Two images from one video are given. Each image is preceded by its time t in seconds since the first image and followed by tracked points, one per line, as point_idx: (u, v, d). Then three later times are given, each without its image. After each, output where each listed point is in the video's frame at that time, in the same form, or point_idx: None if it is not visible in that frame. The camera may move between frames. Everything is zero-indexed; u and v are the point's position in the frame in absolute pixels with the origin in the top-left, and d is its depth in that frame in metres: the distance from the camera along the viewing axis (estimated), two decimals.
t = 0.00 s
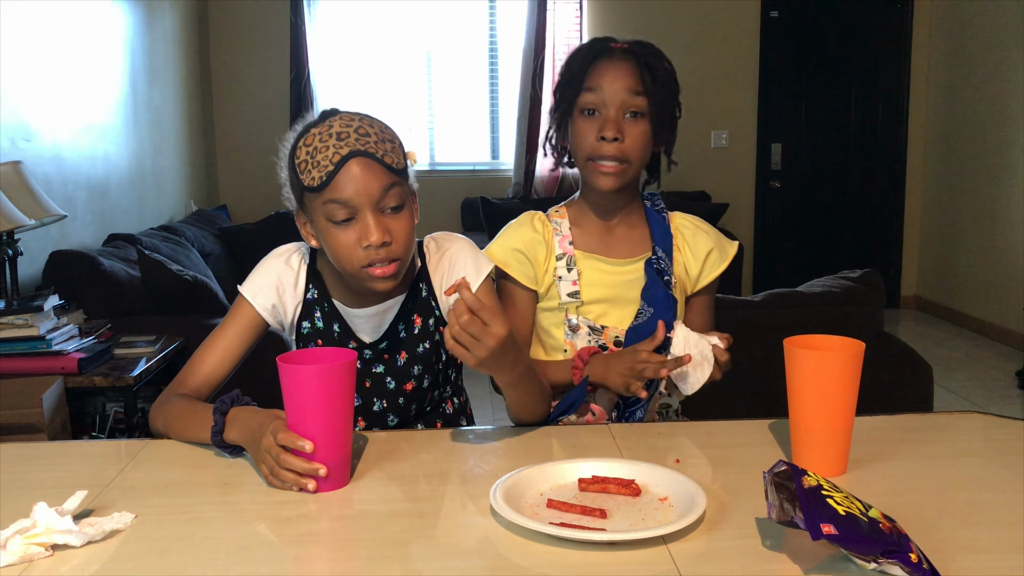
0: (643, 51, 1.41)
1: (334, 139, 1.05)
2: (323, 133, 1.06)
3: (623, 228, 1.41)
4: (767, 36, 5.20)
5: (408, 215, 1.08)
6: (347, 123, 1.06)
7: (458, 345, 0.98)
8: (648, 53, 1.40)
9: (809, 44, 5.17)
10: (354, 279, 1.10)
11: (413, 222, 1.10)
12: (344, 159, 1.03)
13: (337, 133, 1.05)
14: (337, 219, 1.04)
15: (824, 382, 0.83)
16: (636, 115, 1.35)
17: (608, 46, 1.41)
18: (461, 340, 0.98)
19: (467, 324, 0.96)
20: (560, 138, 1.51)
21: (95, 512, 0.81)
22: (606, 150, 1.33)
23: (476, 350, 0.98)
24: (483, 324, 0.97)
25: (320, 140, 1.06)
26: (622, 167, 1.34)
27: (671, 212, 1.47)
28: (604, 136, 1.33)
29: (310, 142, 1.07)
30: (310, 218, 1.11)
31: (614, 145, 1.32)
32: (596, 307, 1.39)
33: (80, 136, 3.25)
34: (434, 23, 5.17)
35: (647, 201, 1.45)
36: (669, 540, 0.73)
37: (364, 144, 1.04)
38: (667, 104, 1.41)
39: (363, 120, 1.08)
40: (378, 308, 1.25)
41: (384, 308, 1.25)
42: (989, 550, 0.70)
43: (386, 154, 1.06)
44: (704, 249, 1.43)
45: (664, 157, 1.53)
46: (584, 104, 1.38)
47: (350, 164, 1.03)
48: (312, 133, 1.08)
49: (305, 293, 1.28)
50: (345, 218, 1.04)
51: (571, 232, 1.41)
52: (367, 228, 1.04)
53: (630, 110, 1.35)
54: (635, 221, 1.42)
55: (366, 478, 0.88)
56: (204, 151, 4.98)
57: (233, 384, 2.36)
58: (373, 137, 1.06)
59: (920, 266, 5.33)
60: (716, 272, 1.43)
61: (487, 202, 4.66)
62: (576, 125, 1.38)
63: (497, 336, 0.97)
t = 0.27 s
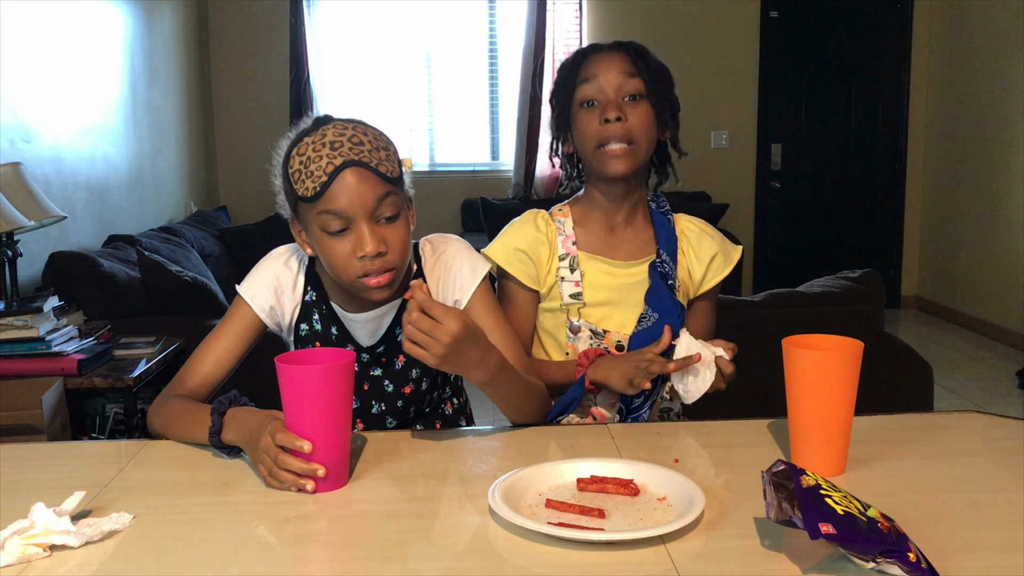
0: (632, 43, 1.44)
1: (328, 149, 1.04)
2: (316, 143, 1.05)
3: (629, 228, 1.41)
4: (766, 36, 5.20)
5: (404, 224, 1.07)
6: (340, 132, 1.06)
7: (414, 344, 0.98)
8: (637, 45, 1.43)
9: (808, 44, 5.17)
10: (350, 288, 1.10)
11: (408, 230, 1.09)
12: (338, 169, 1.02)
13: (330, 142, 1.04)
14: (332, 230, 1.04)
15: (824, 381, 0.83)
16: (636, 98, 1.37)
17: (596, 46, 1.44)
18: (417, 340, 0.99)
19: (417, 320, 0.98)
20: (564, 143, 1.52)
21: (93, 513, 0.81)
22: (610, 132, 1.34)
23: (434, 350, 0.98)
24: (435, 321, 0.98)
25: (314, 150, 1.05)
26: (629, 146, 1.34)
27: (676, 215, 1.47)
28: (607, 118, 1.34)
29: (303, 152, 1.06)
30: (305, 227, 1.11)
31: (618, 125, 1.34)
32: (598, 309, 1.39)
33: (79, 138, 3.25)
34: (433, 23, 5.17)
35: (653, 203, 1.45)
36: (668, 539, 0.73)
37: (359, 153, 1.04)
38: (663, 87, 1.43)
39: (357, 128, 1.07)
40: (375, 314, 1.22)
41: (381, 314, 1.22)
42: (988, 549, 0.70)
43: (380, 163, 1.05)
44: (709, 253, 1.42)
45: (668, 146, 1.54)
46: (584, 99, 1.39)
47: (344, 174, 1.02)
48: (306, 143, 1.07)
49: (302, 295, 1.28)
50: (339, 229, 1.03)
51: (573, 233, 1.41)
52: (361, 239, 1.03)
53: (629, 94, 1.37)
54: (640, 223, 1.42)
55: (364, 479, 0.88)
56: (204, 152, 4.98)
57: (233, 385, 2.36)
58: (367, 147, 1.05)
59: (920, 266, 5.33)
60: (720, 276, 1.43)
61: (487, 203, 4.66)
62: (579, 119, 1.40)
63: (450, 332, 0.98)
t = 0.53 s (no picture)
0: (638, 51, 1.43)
1: (326, 154, 1.03)
2: (315, 149, 1.05)
3: (623, 231, 1.41)
4: (766, 36, 5.20)
5: (403, 229, 1.07)
6: (338, 137, 1.05)
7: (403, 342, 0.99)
8: (642, 50, 1.42)
9: (808, 43, 5.17)
10: (350, 293, 1.10)
11: (407, 235, 1.08)
12: (337, 176, 1.01)
13: (328, 147, 1.04)
14: (331, 236, 1.03)
15: (823, 380, 0.83)
16: (639, 109, 1.36)
17: (601, 46, 1.43)
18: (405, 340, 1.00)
19: (401, 318, 0.99)
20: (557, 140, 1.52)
21: (92, 512, 0.81)
22: (611, 141, 1.33)
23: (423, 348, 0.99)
24: (419, 318, 0.99)
25: (312, 155, 1.04)
26: (627, 156, 1.33)
27: (672, 212, 1.46)
28: (609, 128, 1.33)
29: (301, 157, 1.06)
30: (304, 232, 1.10)
31: (619, 136, 1.33)
32: (593, 311, 1.39)
33: (79, 138, 3.25)
34: (433, 23, 5.17)
35: (648, 201, 1.45)
36: (668, 539, 0.73)
37: (357, 159, 1.03)
38: (665, 97, 1.42)
39: (355, 133, 1.06)
40: (373, 316, 1.21)
41: (378, 317, 1.21)
42: (988, 548, 0.70)
43: (379, 169, 1.04)
44: (705, 250, 1.42)
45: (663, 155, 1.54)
46: (585, 102, 1.38)
47: (343, 181, 1.01)
48: (304, 147, 1.06)
49: (302, 296, 1.27)
50: (338, 235, 1.03)
51: (567, 234, 1.41)
52: (360, 245, 1.03)
53: (633, 104, 1.36)
54: (634, 222, 1.42)
55: (364, 478, 0.88)
56: (204, 152, 4.99)
57: (233, 385, 2.36)
58: (366, 152, 1.04)
59: (919, 266, 5.33)
60: (716, 274, 1.43)
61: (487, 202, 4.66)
62: (578, 123, 1.39)
63: (434, 329, 0.98)
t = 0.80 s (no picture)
0: (652, 53, 1.43)
1: (317, 160, 1.02)
2: (306, 154, 1.03)
3: (613, 224, 1.42)
4: (765, 36, 5.20)
5: (399, 228, 1.07)
6: (329, 142, 1.03)
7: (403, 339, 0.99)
8: (655, 54, 1.42)
9: (807, 43, 5.17)
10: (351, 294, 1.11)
11: (404, 233, 1.09)
12: (329, 181, 1.01)
13: (320, 153, 1.03)
14: (328, 241, 1.03)
15: (821, 380, 0.83)
16: (641, 110, 1.36)
17: (617, 41, 1.42)
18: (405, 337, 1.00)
19: (401, 317, 0.99)
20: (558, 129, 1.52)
21: (91, 511, 0.81)
22: (606, 135, 1.34)
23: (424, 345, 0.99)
24: (418, 316, 0.99)
25: (303, 162, 1.03)
26: (620, 153, 1.34)
27: (663, 209, 1.48)
28: (608, 122, 1.33)
29: (293, 164, 1.04)
30: (301, 237, 1.10)
31: (616, 132, 1.33)
32: (589, 307, 1.38)
33: (78, 138, 3.25)
34: (432, 23, 5.17)
35: (640, 200, 1.47)
36: (666, 538, 0.73)
37: (349, 163, 1.02)
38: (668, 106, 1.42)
39: (345, 136, 1.05)
40: (375, 316, 1.21)
41: (381, 317, 1.21)
42: (985, 547, 0.70)
43: (371, 171, 1.03)
44: (697, 243, 1.43)
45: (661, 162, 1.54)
46: (590, 93, 1.38)
47: (336, 187, 1.01)
48: (295, 153, 1.05)
49: (303, 296, 1.27)
50: (336, 240, 1.03)
51: (560, 232, 1.41)
52: (358, 249, 1.03)
53: (636, 104, 1.36)
54: (626, 219, 1.43)
55: (363, 478, 0.88)
56: (203, 151, 4.98)
57: (232, 384, 2.36)
58: (357, 155, 1.03)
59: (919, 265, 5.33)
60: (709, 267, 1.43)
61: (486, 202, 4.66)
62: (580, 111, 1.39)
63: (434, 328, 0.98)
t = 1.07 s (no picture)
0: (651, 53, 1.43)
1: (306, 169, 1.02)
2: (294, 164, 1.04)
3: (609, 221, 1.42)
4: (764, 36, 5.20)
5: (395, 227, 1.06)
6: (315, 149, 1.04)
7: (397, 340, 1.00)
8: (654, 54, 1.43)
9: (806, 42, 5.17)
10: (355, 298, 1.10)
11: (400, 232, 1.08)
12: (320, 188, 1.01)
13: (308, 161, 1.03)
14: (326, 247, 1.03)
15: (819, 377, 0.83)
16: (642, 107, 1.37)
17: (619, 39, 1.43)
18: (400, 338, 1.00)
19: (395, 316, 0.99)
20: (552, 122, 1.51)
21: (90, 509, 0.81)
22: (610, 130, 1.33)
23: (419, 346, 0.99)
24: (413, 316, 0.99)
25: (293, 171, 1.03)
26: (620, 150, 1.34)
27: (657, 205, 1.47)
28: (610, 117, 1.33)
29: (283, 174, 1.05)
30: (299, 247, 1.10)
31: (618, 126, 1.33)
32: (584, 304, 1.38)
33: (77, 136, 3.25)
34: (432, 22, 5.17)
35: (633, 196, 1.45)
36: (665, 536, 0.73)
37: (338, 168, 1.02)
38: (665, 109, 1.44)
39: (332, 141, 1.05)
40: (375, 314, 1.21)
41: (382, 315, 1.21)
42: (984, 545, 0.70)
43: (361, 173, 1.03)
44: (691, 239, 1.42)
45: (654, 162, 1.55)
46: (591, 87, 1.38)
47: (327, 193, 1.01)
48: (284, 164, 1.05)
49: (304, 294, 1.27)
50: (333, 246, 1.03)
51: (555, 229, 1.41)
52: (356, 252, 1.03)
53: (637, 101, 1.37)
54: (620, 213, 1.43)
55: (362, 476, 0.88)
56: (202, 150, 4.98)
57: (231, 383, 2.36)
58: (346, 159, 1.03)
59: (918, 265, 5.33)
60: (704, 262, 1.43)
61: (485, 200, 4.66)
62: (580, 105, 1.38)
63: (428, 327, 0.98)
